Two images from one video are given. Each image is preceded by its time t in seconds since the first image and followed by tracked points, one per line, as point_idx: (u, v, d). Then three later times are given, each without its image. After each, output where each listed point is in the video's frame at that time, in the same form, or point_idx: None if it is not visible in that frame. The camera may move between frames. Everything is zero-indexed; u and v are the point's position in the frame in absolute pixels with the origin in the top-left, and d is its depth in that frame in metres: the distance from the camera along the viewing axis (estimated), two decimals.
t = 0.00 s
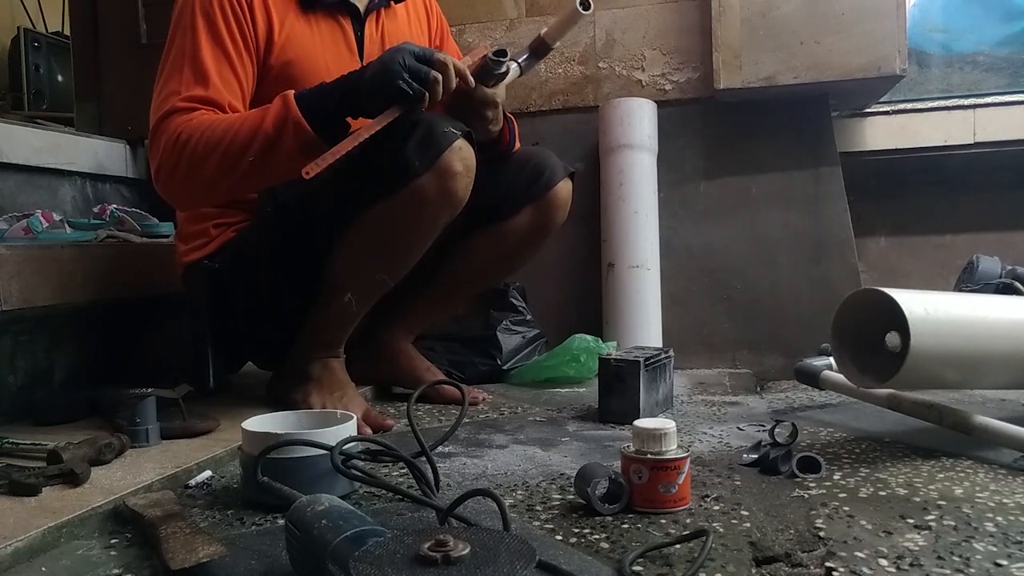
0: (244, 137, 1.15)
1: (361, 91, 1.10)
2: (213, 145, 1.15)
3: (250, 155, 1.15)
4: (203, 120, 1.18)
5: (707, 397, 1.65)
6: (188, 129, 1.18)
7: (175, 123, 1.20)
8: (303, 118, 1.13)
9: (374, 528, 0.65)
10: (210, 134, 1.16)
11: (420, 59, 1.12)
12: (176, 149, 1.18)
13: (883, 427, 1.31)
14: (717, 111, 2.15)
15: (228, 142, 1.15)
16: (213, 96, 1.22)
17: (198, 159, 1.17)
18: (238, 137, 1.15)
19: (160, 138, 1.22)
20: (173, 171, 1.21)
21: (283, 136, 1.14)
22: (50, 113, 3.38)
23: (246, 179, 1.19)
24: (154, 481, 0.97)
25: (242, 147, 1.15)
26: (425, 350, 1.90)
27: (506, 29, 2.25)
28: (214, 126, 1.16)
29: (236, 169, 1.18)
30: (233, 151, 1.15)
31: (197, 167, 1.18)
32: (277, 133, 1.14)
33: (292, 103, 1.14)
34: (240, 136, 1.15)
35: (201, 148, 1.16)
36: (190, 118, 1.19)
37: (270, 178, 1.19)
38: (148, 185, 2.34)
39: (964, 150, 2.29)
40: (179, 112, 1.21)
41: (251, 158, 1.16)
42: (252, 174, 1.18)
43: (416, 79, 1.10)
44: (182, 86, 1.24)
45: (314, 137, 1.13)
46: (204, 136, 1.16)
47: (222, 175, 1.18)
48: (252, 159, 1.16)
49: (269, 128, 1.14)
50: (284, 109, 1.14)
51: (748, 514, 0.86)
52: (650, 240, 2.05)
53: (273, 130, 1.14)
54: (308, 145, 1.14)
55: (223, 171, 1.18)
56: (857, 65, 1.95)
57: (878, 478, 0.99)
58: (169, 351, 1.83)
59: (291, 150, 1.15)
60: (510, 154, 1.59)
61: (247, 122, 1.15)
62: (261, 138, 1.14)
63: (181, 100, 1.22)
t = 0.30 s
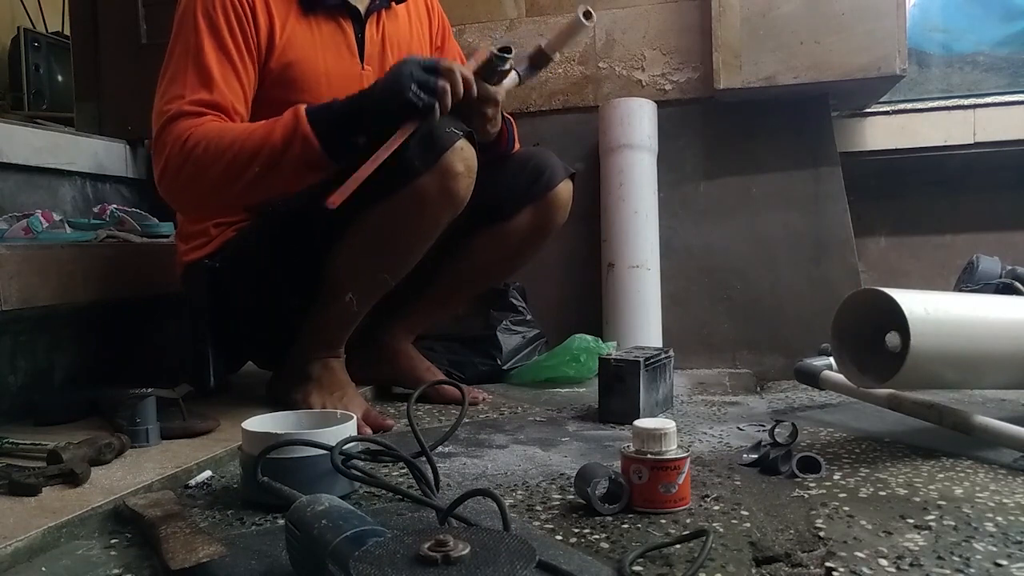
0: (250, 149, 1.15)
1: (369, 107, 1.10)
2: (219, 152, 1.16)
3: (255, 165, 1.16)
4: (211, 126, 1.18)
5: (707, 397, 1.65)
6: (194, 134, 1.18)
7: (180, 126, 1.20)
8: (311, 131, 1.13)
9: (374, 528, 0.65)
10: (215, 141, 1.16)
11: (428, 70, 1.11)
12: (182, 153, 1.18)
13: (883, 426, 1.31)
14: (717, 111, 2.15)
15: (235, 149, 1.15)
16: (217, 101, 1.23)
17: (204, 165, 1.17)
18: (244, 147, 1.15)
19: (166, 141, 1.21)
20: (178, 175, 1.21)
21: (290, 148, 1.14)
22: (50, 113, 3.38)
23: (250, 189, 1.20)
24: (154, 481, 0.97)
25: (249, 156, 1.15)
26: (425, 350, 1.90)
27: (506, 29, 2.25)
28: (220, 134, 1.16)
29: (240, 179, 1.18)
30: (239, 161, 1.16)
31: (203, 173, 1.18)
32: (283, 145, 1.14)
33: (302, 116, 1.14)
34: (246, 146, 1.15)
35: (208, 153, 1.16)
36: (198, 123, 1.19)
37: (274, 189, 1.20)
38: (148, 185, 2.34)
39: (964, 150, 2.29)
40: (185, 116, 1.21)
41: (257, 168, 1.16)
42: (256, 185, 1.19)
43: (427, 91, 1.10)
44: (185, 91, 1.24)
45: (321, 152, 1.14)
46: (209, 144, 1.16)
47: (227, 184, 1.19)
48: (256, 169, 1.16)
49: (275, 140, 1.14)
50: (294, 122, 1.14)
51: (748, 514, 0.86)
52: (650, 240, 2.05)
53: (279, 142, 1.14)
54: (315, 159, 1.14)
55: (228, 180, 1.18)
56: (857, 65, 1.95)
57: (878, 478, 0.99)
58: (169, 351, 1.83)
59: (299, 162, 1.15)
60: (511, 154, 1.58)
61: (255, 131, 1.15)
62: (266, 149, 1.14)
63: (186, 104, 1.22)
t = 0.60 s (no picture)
0: (267, 141, 1.15)
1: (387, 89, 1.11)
2: (236, 147, 1.16)
3: (273, 157, 1.16)
4: (225, 122, 1.18)
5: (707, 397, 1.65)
6: (208, 131, 1.18)
7: (193, 124, 1.20)
8: (327, 117, 1.13)
9: (374, 528, 0.65)
10: (231, 137, 1.16)
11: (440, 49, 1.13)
12: (197, 151, 1.18)
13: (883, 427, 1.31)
14: (717, 111, 2.15)
15: (251, 144, 1.15)
16: (230, 98, 1.22)
17: (220, 159, 1.18)
18: (261, 140, 1.15)
19: (180, 139, 1.21)
20: (193, 172, 1.21)
21: (307, 136, 1.14)
22: (51, 113, 3.38)
23: (269, 180, 1.20)
24: (154, 481, 0.97)
25: (266, 150, 1.15)
26: (426, 350, 1.90)
27: (506, 29, 2.25)
28: (234, 129, 1.16)
29: (258, 171, 1.18)
30: (257, 153, 1.16)
31: (219, 169, 1.19)
32: (301, 134, 1.14)
33: (316, 104, 1.14)
34: (263, 139, 1.15)
35: (223, 151, 1.16)
36: (210, 121, 1.19)
37: (293, 178, 1.20)
38: (148, 185, 2.34)
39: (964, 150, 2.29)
40: (196, 115, 1.20)
41: (274, 160, 1.16)
42: (274, 175, 1.19)
43: (441, 68, 1.11)
44: (197, 90, 1.23)
45: (339, 140, 1.14)
46: (225, 140, 1.16)
47: (245, 177, 1.19)
48: (275, 160, 1.16)
49: (293, 130, 1.14)
50: (309, 109, 1.14)
51: (748, 514, 0.86)
52: (650, 240, 2.05)
53: (297, 131, 1.14)
54: (333, 146, 1.14)
55: (247, 172, 1.18)
56: (857, 65, 1.95)
57: (878, 478, 0.99)
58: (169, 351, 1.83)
59: (316, 149, 1.15)
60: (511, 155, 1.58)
61: (269, 123, 1.15)
62: (284, 140, 1.14)
63: (197, 102, 1.21)
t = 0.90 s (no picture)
0: (264, 149, 1.15)
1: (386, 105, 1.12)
2: (232, 155, 1.16)
3: (269, 166, 1.16)
4: (222, 127, 1.18)
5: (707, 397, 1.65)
6: (206, 136, 1.17)
7: (191, 129, 1.19)
8: (326, 129, 1.14)
9: (374, 528, 0.65)
10: (228, 144, 1.16)
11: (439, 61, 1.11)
12: (192, 156, 1.18)
13: (882, 426, 1.31)
14: (717, 111, 2.15)
15: (247, 151, 1.15)
16: (228, 103, 1.23)
17: (215, 165, 1.17)
18: (258, 148, 1.15)
19: (176, 144, 1.21)
20: (187, 178, 1.21)
21: (304, 146, 1.15)
22: (51, 113, 3.38)
23: (263, 189, 1.20)
24: (154, 481, 0.97)
25: (262, 158, 1.15)
26: (426, 350, 1.90)
27: (506, 29, 2.25)
28: (231, 136, 1.16)
29: (253, 179, 1.18)
30: (253, 162, 1.16)
31: (214, 175, 1.18)
32: (298, 144, 1.15)
33: (315, 115, 1.15)
34: (259, 147, 1.15)
35: (219, 157, 1.16)
36: (208, 125, 1.19)
37: (287, 188, 1.21)
38: (148, 185, 2.34)
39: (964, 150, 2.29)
40: (194, 118, 1.20)
41: (270, 168, 1.16)
42: (269, 185, 1.19)
43: (440, 82, 1.10)
44: (195, 93, 1.23)
45: (336, 151, 1.15)
46: (222, 146, 1.16)
47: (240, 186, 1.19)
48: (270, 169, 1.16)
49: (291, 139, 1.15)
50: (307, 120, 1.15)
51: (748, 514, 0.86)
52: (650, 240, 2.05)
53: (295, 141, 1.15)
54: (329, 157, 1.16)
55: (241, 181, 1.18)
56: (857, 66, 1.95)
57: (878, 478, 0.99)
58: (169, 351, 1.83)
59: (313, 160, 1.16)
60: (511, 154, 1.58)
61: (267, 131, 1.15)
62: (281, 149, 1.15)
63: (196, 106, 1.21)
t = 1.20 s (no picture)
0: (280, 164, 1.16)
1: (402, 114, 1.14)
2: (248, 168, 1.17)
3: (285, 180, 1.18)
4: (237, 138, 1.18)
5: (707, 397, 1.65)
6: (221, 148, 1.18)
7: (205, 140, 1.20)
8: (342, 146, 1.16)
9: (374, 528, 0.65)
10: (244, 157, 1.16)
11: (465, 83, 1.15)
12: (208, 168, 1.19)
13: (883, 426, 1.31)
14: (717, 111, 2.15)
15: (263, 166, 1.16)
16: (239, 110, 1.23)
17: (232, 178, 1.18)
18: (274, 161, 1.16)
19: (190, 154, 1.21)
20: (204, 189, 1.22)
21: (320, 163, 1.16)
22: (50, 113, 3.38)
23: (279, 201, 1.22)
24: (154, 481, 0.97)
25: (277, 173, 1.17)
26: (426, 350, 1.90)
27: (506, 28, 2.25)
28: (247, 148, 1.16)
29: (270, 191, 1.20)
30: (270, 176, 1.17)
31: (229, 188, 1.20)
32: (314, 161, 1.16)
33: (331, 133, 1.16)
34: (275, 162, 1.16)
35: (235, 169, 1.17)
36: (223, 135, 1.19)
37: (302, 201, 1.22)
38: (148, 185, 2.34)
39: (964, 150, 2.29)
40: (207, 126, 1.21)
41: (286, 184, 1.18)
42: (285, 197, 1.21)
43: (464, 107, 1.14)
44: (203, 100, 1.23)
45: (351, 171, 1.17)
46: (238, 159, 1.16)
47: (258, 198, 1.21)
48: (287, 183, 1.18)
49: (306, 156, 1.16)
50: (323, 137, 1.16)
51: (748, 514, 0.86)
52: (651, 240, 2.05)
53: (310, 157, 1.16)
54: (344, 174, 1.17)
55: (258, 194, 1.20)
56: (857, 66, 1.95)
57: (878, 478, 0.99)
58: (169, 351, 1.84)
59: (328, 177, 1.17)
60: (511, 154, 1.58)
61: (282, 146, 1.16)
62: (297, 164, 1.16)
63: (208, 115, 1.21)
